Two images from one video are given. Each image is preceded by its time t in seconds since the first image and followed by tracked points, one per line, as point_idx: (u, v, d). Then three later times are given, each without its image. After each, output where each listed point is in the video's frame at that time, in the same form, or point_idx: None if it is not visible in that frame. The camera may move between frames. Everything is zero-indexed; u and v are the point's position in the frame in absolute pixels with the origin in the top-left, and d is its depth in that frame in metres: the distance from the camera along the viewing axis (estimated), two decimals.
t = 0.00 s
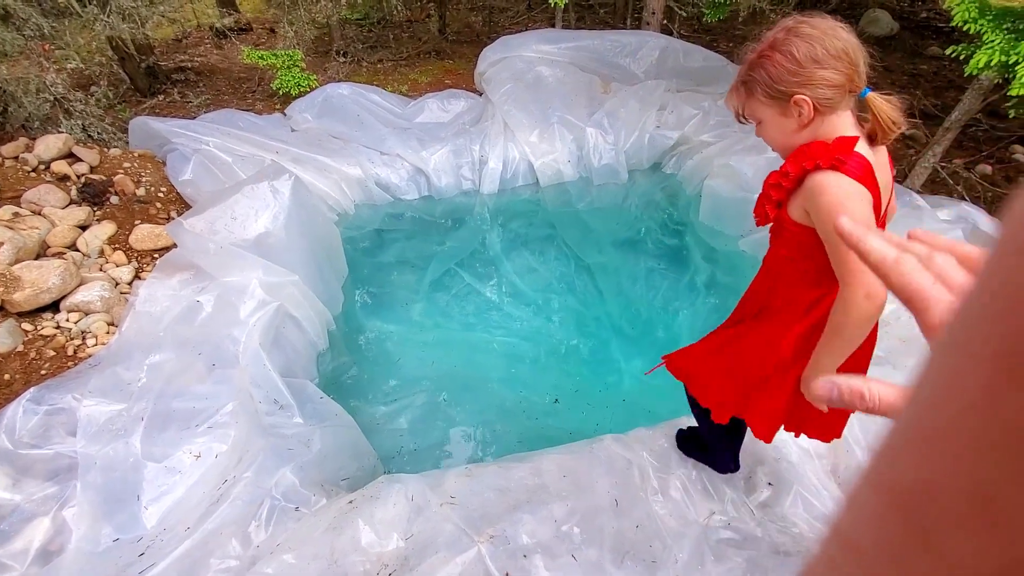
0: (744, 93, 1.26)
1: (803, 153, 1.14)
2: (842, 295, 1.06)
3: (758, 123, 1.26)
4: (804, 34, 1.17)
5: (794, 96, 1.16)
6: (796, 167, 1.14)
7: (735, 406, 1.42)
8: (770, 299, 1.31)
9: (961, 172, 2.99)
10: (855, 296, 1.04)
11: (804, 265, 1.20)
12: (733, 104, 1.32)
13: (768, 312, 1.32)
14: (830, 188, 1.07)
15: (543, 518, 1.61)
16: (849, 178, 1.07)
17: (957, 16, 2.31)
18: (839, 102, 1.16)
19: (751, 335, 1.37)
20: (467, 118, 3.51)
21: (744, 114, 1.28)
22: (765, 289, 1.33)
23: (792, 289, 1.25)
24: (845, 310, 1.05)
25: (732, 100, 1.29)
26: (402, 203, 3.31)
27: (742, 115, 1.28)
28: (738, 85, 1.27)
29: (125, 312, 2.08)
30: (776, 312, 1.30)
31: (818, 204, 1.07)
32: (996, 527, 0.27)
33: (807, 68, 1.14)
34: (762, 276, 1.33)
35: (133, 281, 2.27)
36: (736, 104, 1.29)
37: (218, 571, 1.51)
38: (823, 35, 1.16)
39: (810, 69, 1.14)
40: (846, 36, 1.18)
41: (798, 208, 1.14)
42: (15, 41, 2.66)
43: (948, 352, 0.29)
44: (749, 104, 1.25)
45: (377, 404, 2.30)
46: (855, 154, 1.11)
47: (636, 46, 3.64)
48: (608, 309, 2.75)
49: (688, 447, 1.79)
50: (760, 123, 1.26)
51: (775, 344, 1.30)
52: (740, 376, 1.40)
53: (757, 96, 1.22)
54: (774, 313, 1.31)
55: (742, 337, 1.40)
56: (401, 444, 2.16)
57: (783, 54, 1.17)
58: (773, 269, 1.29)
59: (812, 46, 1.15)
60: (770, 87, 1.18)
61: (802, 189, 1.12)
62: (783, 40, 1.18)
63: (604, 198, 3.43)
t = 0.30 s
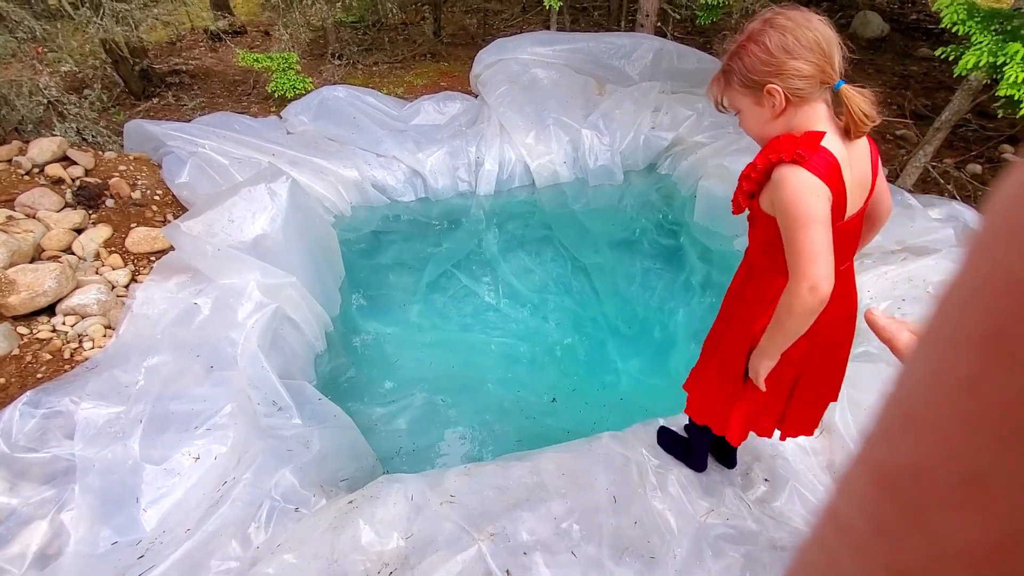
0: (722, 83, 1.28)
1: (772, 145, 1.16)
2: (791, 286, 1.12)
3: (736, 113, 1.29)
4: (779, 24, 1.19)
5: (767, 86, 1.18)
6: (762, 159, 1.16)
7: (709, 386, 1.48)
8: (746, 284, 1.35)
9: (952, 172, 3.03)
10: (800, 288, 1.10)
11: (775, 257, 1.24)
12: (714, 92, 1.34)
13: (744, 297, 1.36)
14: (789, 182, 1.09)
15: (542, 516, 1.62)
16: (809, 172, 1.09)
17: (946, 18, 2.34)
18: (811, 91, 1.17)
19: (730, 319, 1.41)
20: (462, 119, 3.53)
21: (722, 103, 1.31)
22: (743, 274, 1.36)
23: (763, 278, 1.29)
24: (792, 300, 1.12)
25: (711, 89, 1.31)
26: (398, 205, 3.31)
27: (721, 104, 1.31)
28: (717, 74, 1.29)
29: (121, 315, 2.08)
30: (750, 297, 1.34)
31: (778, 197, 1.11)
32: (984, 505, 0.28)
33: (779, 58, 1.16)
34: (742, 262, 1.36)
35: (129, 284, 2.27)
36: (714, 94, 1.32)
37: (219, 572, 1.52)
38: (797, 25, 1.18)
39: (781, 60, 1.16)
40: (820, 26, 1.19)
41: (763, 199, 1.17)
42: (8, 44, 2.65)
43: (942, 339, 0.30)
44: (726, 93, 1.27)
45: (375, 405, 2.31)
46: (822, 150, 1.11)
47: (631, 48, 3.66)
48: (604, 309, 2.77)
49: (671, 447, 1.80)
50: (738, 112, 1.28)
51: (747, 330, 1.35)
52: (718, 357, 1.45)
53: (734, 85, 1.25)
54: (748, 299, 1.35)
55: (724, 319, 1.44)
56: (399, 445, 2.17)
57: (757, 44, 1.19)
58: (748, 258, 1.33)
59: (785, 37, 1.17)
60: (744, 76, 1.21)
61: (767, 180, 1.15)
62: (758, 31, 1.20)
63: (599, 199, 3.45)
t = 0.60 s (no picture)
0: (709, 71, 1.30)
1: (756, 132, 1.17)
2: (769, 272, 1.14)
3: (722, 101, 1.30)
4: (762, 13, 1.20)
5: (749, 74, 1.20)
6: (746, 144, 1.17)
7: (698, 372, 1.50)
8: (735, 269, 1.36)
9: (942, 171, 3.05)
10: (777, 275, 1.11)
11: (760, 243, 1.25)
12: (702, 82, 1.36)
13: (733, 282, 1.37)
14: (773, 169, 1.10)
15: (535, 515, 1.62)
16: (793, 160, 1.09)
17: (933, 19, 2.37)
18: (792, 78, 1.18)
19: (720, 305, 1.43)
20: (456, 122, 3.54)
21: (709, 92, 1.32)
22: (733, 260, 1.37)
23: (750, 264, 1.30)
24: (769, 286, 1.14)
25: (699, 78, 1.33)
26: (392, 207, 3.31)
27: (708, 92, 1.32)
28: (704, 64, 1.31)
29: (113, 318, 2.07)
30: (738, 283, 1.35)
31: (761, 183, 1.12)
32: (988, 512, 0.28)
33: (761, 45, 1.18)
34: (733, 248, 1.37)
35: (121, 287, 2.26)
36: (701, 82, 1.34)
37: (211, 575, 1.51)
38: (780, 14, 1.19)
39: (762, 47, 1.18)
40: (804, 15, 1.20)
41: (748, 186, 1.18)
42: None
43: (948, 343, 0.29)
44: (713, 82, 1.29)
45: (369, 407, 2.30)
46: (806, 139, 1.12)
47: (623, 50, 3.68)
48: (598, 310, 2.77)
49: (665, 446, 1.80)
50: (724, 100, 1.29)
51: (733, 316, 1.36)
52: (708, 342, 1.46)
53: (720, 73, 1.26)
54: (736, 285, 1.36)
55: (716, 304, 1.45)
56: (393, 447, 2.17)
57: (740, 33, 1.20)
58: (737, 244, 1.34)
59: (767, 25, 1.18)
60: (728, 64, 1.23)
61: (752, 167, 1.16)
62: (741, 20, 1.21)
63: (592, 200, 3.46)
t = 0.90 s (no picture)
0: (713, 71, 1.31)
1: (760, 135, 1.17)
2: (762, 274, 1.16)
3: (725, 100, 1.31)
4: (766, 14, 1.22)
5: (751, 74, 1.21)
6: (749, 146, 1.17)
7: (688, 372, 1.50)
8: (729, 263, 1.38)
9: (933, 174, 3.08)
10: (771, 278, 1.14)
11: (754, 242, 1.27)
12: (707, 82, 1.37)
13: (726, 277, 1.39)
14: (774, 174, 1.11)
15: (531, 518, 1.62)
16: (794, 165, 1.10)
17: (921, 24, 2.40)
18: (793, 79, 1.19)
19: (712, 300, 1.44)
20: (451, 127, 3.55)
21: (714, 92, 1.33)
22: (727, 256, 1.39)
23: (742, 261, 1.32)
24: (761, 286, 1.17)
25: (704, 78, 1.34)
26: (388, 212, 3.32)
27: (712, 92, 1.34)
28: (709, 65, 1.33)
29: (108, 324, 2.07)
30: (730, 279, 1.37)
31: (762, 188, 1.13)
32: (982, 514, 0.27)
33: (763, 46, 1.19)
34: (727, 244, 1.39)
35: (116, 294, 2.26)
36: (707, 82, 1.35)
37: None
38: (783, 16, 1.20)
39: (764, 48, 1.19)
40: (808, 17, 1.21)
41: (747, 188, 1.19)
42: None
43: (937, 345, 0.29)
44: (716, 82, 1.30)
45: (365, 412, 2.30)
46: (808, 143, 1.13)
47: (617, 55, 3.70)
48: (594, 313, 2.78)
49: (659, 446, 1.80)
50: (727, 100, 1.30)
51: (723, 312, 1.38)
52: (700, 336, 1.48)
53: (724, 73, 1.27)
54: (729, 280, 1.38)
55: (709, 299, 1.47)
56: (389, 451, 2.17)
57: (744, 33, 1.22)
58: (732, 241, 1.35)
59: (771, 26, 1.19)
60: (731, 65, 1.24)
61: (752, 169, 1.17)
62: (746, 21, 1.23)
63: (587, 204, 3.47)
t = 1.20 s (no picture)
0: (709, 69, 1.31)
1: (750, 143, 1.17)
2: (741, 277, 1.18)
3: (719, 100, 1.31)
4: (767, 15, 1.22)
5: (749, 75, 1.21)
6: (739, 152, 1.18)
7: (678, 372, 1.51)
8: (713, 255, 1.38)
9: (925, 178, 3.10)
10: (751, 283, 1.16)
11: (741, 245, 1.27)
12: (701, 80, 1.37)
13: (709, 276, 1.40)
14: (763, 184, 1.12)
15: (527, 522, 1.63)
16: (783, 176, 1.11)
17: (910, 30, 2.42)
18: (790, 82, 1.20)
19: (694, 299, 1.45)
20: (446, 133, 3.57)
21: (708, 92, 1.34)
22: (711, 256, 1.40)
23: (728, 262, 1.33)
24: (743, 291, 1.18)
25: (698, 77, 1.34)
26: (384, 218, 3.33)
27: (706, 91, 1.34)
28: (704, 64, 1.32)
29: (104, 332, 2.07)
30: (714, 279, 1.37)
31: (749, 197, 1.14)
32: (992, 508, 0.29)
33: (763, 46, 1.19)
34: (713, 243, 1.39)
35: (112, 301, 2.25)
36: (701, 81, 1.35)
37: None
38: (783, 17, 1.21)
39: (764, 49, 1.19)
40: (807, 21, 1.22)
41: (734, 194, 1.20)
42: None
43: (943, 348, 0.31)
44: (712, 81, 1.30)
45: (362, 418, 2.30)
46: (797, 154, 1.14)
47: (611, 62, 3.73)
48: (591, 318, 2.79)
49: (654, 449, 1.81)
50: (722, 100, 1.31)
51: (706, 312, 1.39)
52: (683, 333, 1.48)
53: (720, 72, 1.27)
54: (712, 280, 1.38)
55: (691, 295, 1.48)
56: (385, 457, 2.17)
57: (744, 32, 1.22)
58: (718, 241, 1.36)
59: (771, 27, 1.20)
60: (729, 64, 1.24)
61: (741, 174, 1.17)
62: (746, 20, 1.23)
63: (583, 209, 3.49)
